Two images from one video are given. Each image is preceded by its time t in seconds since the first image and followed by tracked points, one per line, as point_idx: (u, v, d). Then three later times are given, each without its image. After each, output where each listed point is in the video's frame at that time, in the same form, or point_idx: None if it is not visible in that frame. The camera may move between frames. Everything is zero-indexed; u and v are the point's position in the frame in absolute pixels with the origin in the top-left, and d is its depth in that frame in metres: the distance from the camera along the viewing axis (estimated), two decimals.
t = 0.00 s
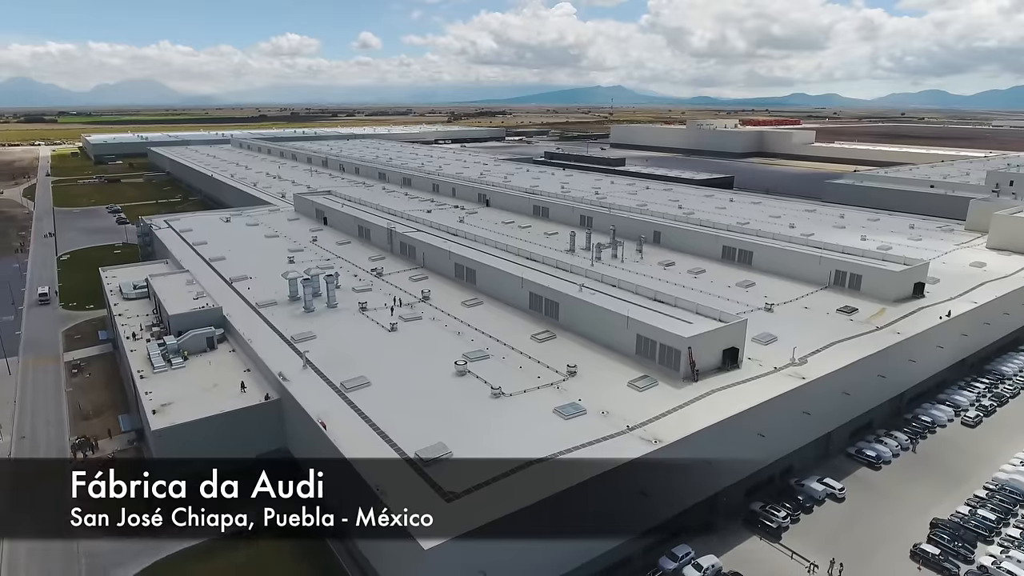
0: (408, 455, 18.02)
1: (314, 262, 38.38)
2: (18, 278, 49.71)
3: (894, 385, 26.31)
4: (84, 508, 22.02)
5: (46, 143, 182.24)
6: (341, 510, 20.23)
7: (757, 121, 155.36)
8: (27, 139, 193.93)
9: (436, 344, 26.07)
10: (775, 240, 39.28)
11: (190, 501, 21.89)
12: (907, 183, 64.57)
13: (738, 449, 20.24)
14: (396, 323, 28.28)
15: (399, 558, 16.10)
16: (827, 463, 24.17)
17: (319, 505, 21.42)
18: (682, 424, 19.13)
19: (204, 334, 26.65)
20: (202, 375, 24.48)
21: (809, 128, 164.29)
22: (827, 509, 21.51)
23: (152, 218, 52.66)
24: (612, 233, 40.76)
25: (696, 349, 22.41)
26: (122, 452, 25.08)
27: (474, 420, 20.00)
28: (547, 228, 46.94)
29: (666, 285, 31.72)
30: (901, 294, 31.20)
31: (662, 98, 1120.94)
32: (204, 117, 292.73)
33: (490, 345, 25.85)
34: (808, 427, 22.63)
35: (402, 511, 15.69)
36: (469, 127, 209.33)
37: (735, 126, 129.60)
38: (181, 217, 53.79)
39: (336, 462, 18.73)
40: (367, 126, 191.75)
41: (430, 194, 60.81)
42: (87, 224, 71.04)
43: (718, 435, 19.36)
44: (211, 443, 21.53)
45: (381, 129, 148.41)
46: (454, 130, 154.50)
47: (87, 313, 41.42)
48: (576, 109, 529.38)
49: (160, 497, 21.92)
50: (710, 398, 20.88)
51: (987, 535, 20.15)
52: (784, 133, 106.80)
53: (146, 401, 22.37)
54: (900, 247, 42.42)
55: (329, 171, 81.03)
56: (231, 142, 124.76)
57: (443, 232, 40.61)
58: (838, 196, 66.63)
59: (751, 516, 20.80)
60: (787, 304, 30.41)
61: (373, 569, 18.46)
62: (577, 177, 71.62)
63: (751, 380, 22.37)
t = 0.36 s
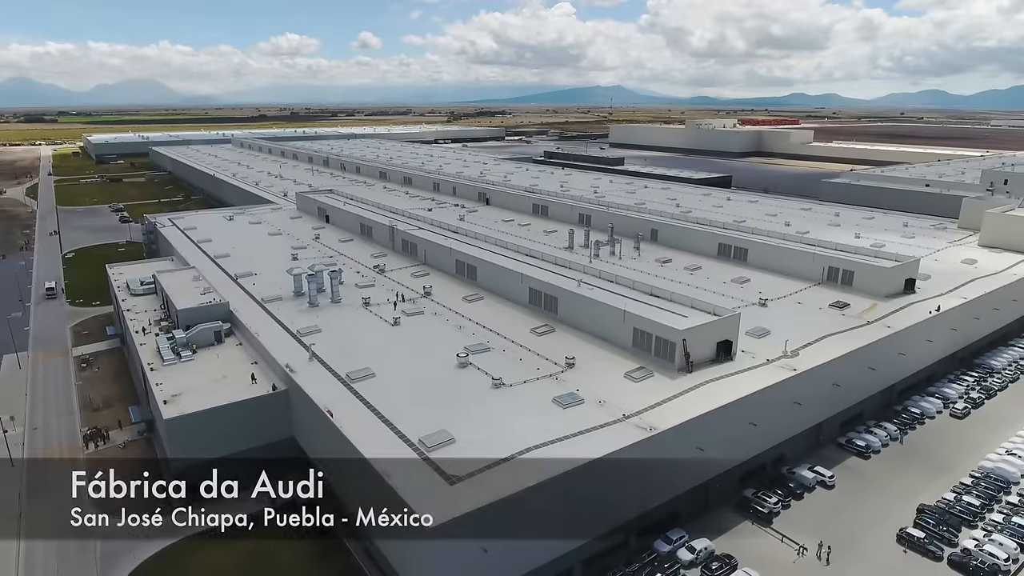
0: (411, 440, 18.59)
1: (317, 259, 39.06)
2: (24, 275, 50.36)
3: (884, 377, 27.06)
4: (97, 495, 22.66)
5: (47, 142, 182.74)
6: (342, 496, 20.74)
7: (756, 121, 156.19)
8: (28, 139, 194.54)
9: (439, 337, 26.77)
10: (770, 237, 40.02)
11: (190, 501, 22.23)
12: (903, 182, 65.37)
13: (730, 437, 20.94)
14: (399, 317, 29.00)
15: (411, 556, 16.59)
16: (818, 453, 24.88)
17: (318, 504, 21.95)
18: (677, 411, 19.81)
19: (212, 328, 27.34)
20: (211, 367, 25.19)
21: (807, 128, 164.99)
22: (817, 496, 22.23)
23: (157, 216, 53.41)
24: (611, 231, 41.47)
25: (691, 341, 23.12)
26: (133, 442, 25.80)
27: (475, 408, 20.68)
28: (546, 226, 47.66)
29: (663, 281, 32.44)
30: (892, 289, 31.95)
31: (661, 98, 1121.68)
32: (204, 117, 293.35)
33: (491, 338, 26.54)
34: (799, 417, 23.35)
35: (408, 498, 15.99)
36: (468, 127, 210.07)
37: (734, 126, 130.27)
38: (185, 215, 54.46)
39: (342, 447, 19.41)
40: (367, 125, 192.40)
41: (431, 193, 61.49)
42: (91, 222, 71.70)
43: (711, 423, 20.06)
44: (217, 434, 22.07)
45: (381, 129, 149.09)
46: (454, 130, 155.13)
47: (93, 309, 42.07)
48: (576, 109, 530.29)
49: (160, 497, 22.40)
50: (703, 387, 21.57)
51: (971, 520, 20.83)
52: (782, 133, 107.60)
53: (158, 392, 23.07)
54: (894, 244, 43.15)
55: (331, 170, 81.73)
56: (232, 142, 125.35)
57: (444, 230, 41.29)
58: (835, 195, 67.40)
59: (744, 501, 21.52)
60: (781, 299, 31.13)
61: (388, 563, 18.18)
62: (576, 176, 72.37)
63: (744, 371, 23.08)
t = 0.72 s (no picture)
0: (416, 426, 19.41)
1: (321, 255, 39.85)
2: (32, 272, 51.15)
3: (873, 369, 27.89)
4: (110, 481, 23.41)
5: (48, 142, 183.35)
6: (344, 483, 21.24)
7: (755, 121, 156.99)
8: (29, 138, 195.07)
9: (441, 330, 27.59)
10: (765, 234, 40.84)
11: (194, 496, 22.63)
12: (898, 182, 66.16)
13: (722, 424, 21.76)
14: (403, 311, 29.80)
15: (414, 536, 17.05)
16: (809, 442, 25.69)
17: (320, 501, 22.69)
18: (671, 399, 20.62)
19: (220, 321, 28.15)
20: (220, 359, 26.00)
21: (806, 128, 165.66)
22: (806, 482, 23.06)
23: (162, 215, 54.19)
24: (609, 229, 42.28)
25: (685, 333, 23.94)
26: (145, 432, 26.64)
27: (477, 396, 21.49)
28: (546, 224, 48.45)
29: (659, 277, 33.25)
30: (883, 285, 32.75)
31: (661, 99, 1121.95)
32: (204, 117, 294.07)
33: (492, 331, 27.36)
34: (789, 406, 24.19)
35: (413, 476, 16.78)
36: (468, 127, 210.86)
37: (733, 126, 130.94)
38: (189, 213, 55.23)
39: (349, 433, 20.22)
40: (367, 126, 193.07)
41: (432, 192, 62.25)
42: (95, 221, 72.45)
43: (703, 410, 20.87)
44: (227, 424, 22.91)
45: (381, 129, 149.79)
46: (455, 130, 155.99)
47: (101, 305, 42.85)
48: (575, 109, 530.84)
49: (165, 491, 22.82)
50: (696, 377, 22.40)
51: (952, 504, 21.67)
52: (780, 133, 108.40)
53: (170, 382, 23.90)
54: (887, 242, 43.94)
55: (332, 170, 82.47)
56: (233, 142, 126.04)
57: (446, 227, 42.07)
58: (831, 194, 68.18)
59: (735, 487, 22.38)
60: (774, 294, 31.94)
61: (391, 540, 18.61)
62: (575, 175, 73.19)
63: (736, 362, 23.89)
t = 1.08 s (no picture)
0: (420, 412, 20.25)
1: (325, 252, 40.66)
2: (39, 270, 51.97)
3: (862, 361, 28.75)
4: (125, 468, 24.25)
5: (49, 142, 183.91)
6: (350, 468, 22.04)
7: (753, 121, 157.80)
8: (31, 138, 195.74)
9: (443, 324, 28.40)
10: (760, 231, 41.64)
11: (205, 482, 23.45)
12: (893, 181, 66.98)
13: (713, 414, 22.60)
14: (406, 306, 30.64)
15: (418, 516, 17.83)
16: (800, 432, 26.54)
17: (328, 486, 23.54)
18: (664, 388, 21.46)
19: (228, 315, 28.97)
20: (229, 351, 26.83)
21: (804, 128, 166.30)
22: (796, 469, 23.92)
23: (167, 213, 54.98)
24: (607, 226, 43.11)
25: (679, 325, 24.75)
26: (156, 422, 27.47)
27: (479, 385, 22.33)
28: (545, 222, 49.28)
29: (655, 272, 34.06)
30: (874, 281, 33.59)
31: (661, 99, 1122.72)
32: (205, 117, 294.82)
33: (492, 324, 28.21)
34: (780, 396, 25.03)
35: (419, 458, 17.62)
36: (468, 127, 211.59)
37: (731, 126, 131.70)
38: (194, 212, 56.00)
39: (356, 419, 21.06)
40: (367, 126, 193.70)
41: (433, 190, 63.05)
42: (99, 220, 73.17)
43: (695, 398, 21.71)
44: (237, 412, 23.72)
45: (381, 129, 150.51)
46: (455, 129, 156.75)
47: (108, 302, 43.66)
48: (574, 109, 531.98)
49: (178, 478, 23.67)
50: (689, 367, 23.25)
51: (936, 489, 22.51)
52: (777, 133, 109.20)
53: (182, 372, 24.74)
54: (880, 239, 44.78)
55: (333, 169, 83.22)
56: (234, 141, 126.68)
57: (447, 225, 42.88)
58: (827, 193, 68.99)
59: (727, 473, 23.24)
60: (767, 290, 32.78)
61: (397, 522, 19.39)
62: (574, 174, 73.97)
63: (728, 353, 24.74)
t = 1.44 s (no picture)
0: (424, 401, 21.00)
1: (328, 250, 41.39)
2: (46, 268, 52.67)
3: (853, 354, 29.50)
4: (136, 457, 25.01)
5: (50, 142, 184.45)
6: (356, 456, 22.79)
7: (752, 121, 158.54)
8: (32, 138, 196.36)
9: (445, 318, 29.14)
10: (755, 229, 42.38)
11: (215, 471, 24.17)
12: (889, 180, 67.71)
13: (707, 404, 23.36)
14: (408, 301, 31.39)
15: (422, 499, 18.56)
16: (792, 423, 27.30)
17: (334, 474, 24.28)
18: (660, 378, 22.19)
19: (236, 310, 29.70)
20: (237, 344, 27.57)
21: (803, 127, 166.98)
22: (787, 458, 24.67)
23: (171, 212, 55.69)
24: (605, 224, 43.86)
25: (675, 319, 25.49)
26: (165, 413, 28.23)
27: (480, 376, 23.07)
28: (544, 220, 50.02)
29: (652, 268, 34.80)
30: (865, 277, 34.36)
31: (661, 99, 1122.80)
32: (205, 117, 295.43)
33: (493, 318, 28.94)
34: (773, 388, 25.78)
35: (423, 443, 18.35)
36: (467, 127, 212.28)
37: (730, 126, 132.33)
38: (197, 210, 56.72)
39: (361, 409, 21.79)
40: (367, 126, 194.33)
41: (433, 189, 63.78)
42: (102, 219, 73.85)
43: (690, 388, 22.46)
44: (245, 403, 24.45)
45: (381, 129, 151.17)
46: (455, 129, 157.34)
47: (115, 298, 44.39)
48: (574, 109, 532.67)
49: (188, 466, 24.41)
50: (684, 359, 24.00)
51: (923, 476, 23.28)
52: (776, 133, 109.93)
53: (192, 365, 25.47)
54: (874, 237, 45.51)
55: (334, 169, 83.93)
56: (236, 141, 127.35)
57: (448, 223, 43.60)
58: (824, 192, 69.75)
59: (720, 461, 24.00)
60: (762, 285, 33.53)
61: (402, 507, 20.11)
62: (574, 174, 74.69)
63: (722, 346, 25.50)
